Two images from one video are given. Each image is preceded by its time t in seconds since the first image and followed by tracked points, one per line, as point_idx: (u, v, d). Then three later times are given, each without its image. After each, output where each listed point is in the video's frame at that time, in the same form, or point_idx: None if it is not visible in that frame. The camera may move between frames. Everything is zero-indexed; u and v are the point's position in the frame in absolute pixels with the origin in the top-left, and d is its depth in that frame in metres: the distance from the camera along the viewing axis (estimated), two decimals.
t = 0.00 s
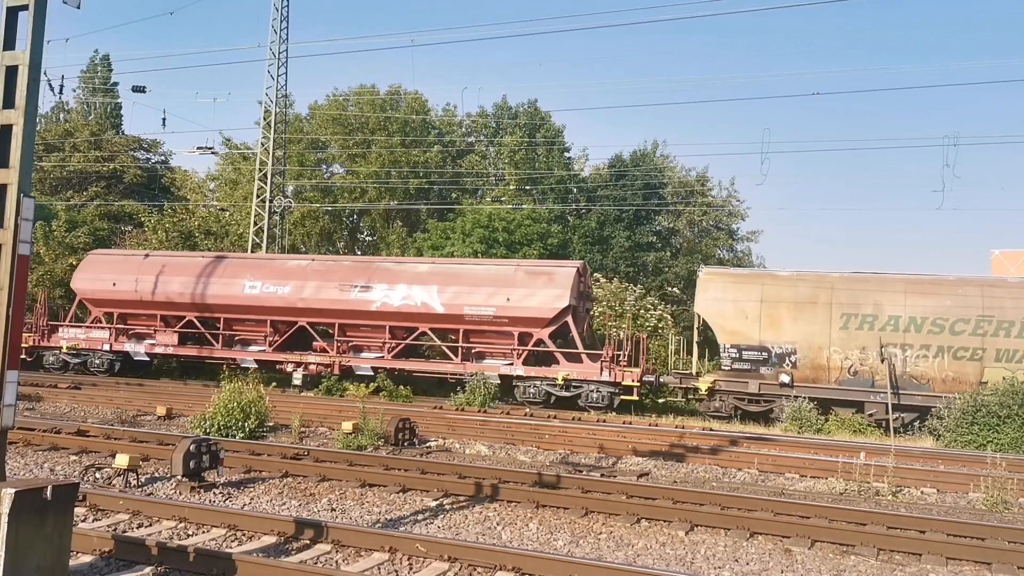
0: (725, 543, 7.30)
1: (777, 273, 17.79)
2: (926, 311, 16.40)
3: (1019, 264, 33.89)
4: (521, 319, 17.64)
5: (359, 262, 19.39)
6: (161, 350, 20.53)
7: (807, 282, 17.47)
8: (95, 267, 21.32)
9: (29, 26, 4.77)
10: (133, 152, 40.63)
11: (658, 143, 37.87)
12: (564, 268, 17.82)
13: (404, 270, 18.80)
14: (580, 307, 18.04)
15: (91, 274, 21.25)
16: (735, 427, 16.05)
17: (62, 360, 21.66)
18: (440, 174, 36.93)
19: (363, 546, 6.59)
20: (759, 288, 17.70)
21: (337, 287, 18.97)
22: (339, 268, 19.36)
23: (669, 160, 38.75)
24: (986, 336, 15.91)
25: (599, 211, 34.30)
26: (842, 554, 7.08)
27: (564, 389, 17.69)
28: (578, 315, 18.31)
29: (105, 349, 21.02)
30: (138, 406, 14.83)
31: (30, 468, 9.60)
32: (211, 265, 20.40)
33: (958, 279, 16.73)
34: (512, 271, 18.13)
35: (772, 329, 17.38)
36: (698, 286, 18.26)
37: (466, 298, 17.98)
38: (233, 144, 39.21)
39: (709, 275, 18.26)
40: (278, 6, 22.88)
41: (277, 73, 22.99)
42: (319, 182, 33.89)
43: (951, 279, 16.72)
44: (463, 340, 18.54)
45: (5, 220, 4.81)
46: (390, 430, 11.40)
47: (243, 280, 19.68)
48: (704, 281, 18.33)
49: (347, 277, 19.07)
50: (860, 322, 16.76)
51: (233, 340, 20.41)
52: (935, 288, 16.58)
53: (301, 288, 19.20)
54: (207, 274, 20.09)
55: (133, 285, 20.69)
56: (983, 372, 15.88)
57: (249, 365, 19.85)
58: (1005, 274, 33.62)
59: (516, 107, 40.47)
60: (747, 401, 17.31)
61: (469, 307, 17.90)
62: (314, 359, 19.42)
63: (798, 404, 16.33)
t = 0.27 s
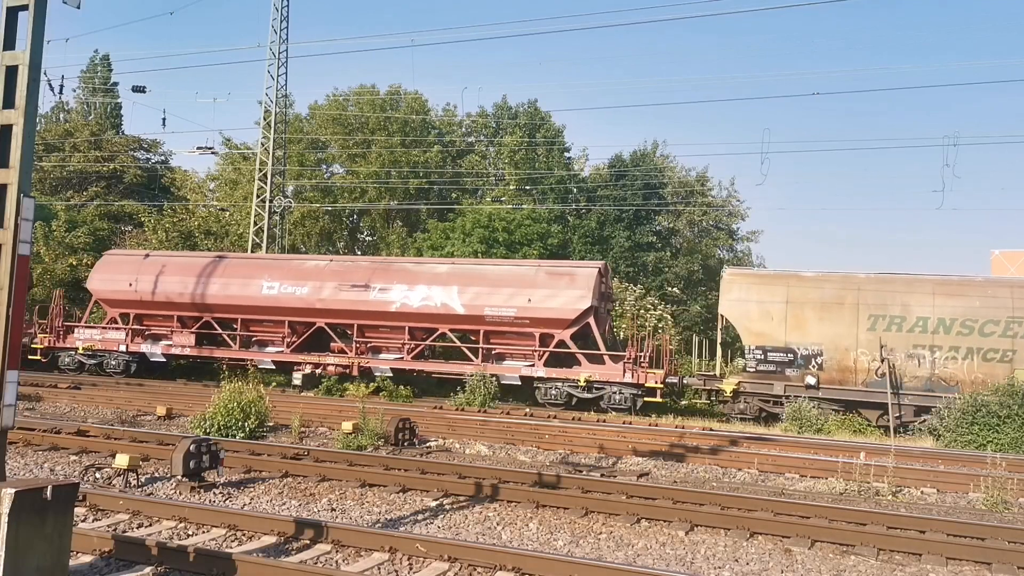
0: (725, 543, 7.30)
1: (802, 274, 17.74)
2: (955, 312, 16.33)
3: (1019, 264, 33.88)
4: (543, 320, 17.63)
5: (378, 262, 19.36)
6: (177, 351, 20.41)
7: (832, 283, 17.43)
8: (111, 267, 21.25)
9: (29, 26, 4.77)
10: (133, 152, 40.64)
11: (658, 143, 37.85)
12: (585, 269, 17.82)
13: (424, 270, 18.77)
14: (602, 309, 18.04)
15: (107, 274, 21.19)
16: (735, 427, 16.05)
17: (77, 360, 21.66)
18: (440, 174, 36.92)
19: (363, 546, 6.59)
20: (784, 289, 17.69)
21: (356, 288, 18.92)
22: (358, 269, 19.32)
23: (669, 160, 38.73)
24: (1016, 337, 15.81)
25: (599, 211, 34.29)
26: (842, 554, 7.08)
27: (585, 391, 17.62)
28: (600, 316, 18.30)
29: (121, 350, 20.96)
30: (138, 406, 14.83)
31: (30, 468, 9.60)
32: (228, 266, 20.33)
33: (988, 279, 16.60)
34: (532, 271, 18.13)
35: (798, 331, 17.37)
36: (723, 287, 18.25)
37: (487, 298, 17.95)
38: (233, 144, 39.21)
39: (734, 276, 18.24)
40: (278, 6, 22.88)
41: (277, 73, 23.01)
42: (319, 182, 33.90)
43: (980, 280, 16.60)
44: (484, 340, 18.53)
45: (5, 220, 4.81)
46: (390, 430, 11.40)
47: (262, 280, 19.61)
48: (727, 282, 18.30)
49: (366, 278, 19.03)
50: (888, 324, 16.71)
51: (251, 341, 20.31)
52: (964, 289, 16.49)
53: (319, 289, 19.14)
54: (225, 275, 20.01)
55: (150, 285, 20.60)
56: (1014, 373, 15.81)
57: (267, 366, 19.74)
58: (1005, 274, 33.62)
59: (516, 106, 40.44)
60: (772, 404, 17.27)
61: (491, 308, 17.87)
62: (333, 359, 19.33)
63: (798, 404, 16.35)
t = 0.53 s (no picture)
0: (725, 543, 7.30)
1: (827, 274, 17.47)
2: (984, 313, 16.09)
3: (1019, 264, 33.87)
4: (563, 321, 17.58)
5: (396, 263, 19.32)
6: (193, 352, 20.33)
7: (858, 283, 17.20)
8: (127, 268, 21.22)
9: (29, 26, 4.77)
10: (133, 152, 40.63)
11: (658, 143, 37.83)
12: (606, 270, 17.78)
13: (443, 271, 18.74)
14: (623, 309, 17.98)
15: (123, 274, 21.14)
16: (735, 427, 16.04)
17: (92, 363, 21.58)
18: (440, 174, 36.90)
19: (363, 546, 6.59)
20: (809, 289, 17.45)
21: (375, 288, 18.87)
22: (376, 270, 19.28)
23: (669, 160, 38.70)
24: None
25: (599, 211, 34.28)
26: (842, 554, 7.08)
27: (607, 393, 17.59)
28: (621, 317, 18.24)
29: (138, 350, 20.90)
30: (138, 406, 14.83)
31: (30, 468, 9.60)
32: (245, 266, 20.29)
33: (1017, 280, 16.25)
34: (553, 272, 18.08)
35: (824, 332, 17.15)
36: (746, 287, 17.97)
37: (507, 299, 17.90)
38: (233, 144, 39.21)
39: (757, 276, 17.96)
40: (278, 6, 22.89)
41: (276, 73, 23.03)
42: (319, 182, 33.91)
43: (1010, 279, 16.28)
44: (504, 342, 18.47)
45: (5, 220, 4.81)
46: (390, 430, 11.41)
47: (280, 281, 19.56)
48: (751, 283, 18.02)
49: (385, 278, 18.98)
50: (915, 325, 16.50)
51: (268, 342, 20.28)
52: (992, 289, 16.21)
53: (338, 289, 19.08)
54: (242, 275, 19.96)
55: (167, 286, 20.53)
56: None
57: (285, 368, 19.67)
58: (1005, 274, 33.61)
59: (516, 106, 40.41)
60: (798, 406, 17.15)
61: (512, 308, 17.81)
62: (351, 361, 19.24)
63: (798, 404, 16.35)
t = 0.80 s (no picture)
0: (725, 543, 7.30)
1: (852, 275, 17.35)
2: (1012, 314, 16.03)
3: (1019, 264, 33.87)
4: (584, 322, 17.47)
5: (413, 263, 19.19)
6: (210, 352, 20.30)
7: (884, 284, 17.06)
8: (142, 269, 21.16)
9: (29, 26, 4.77)
10: (133, 152, 40.63)
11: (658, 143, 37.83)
12: (627, 270, 17.64)
13: (461, 271, 18.61)
14: (644, 310, 17.93)
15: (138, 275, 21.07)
16: (735, 427, 16.04)
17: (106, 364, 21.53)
18: (440, 174, 36.89)
19: (363, 546, 6.59)
20: (834, 290, 17.30)
21: (392, 289, 18.76)
22: (393, 270, 19.15)
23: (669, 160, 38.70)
24: None
25: (599, 211, 34.25)
26: (842, 554, 7.08)
27: (628, 394, 17.53)
28: (642, 317, 18.15)
29: (154, 351, 20.89)
30: (138, 406, 14.83)
31: (30, 468, 9.60)
32: (261, 267, 20.18)
33: None
34: (574, 272, 17.96)
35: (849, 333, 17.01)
36: (770, 288, 17.87)
37: (527, 300, 17.79)
38: (233, 144, 39.20)
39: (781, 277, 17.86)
40: (278, 6, 22.89)
41: (277, 73, 22.99)
42: (319, 182, 33.93)
43: None
44: (523, 343, 18.38)
45: (5, 220, 4.81)
46: (390, 430, 11.41)
47: (297, 282, 19.45)
48: (775, 284, 17.91)
49: (403, 279, 18.87)
50: (942, 326, 16.38)
51: (284, 343, 20.23)
52: (1019, 289, 16.17)
53: (355, 290, 18.97)
54: (259, 276, 19.85)
55: (182, 286, 20.46)
56: None
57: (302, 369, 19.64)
58: (1005, 274, 33.61)
59: (516, 106, 40.39)
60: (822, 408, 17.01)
61: (532, 309, 17.70)
62: (369, 362, 19.19)
63: (798, 404, 16.35)
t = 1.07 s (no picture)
0: (725, 543, 7.30)
1: (876, 275, 17.36)
2: None
3: (1019, 264, 33.89)
4: (604, 323, 17.32)
5: (431, 264, 19.03)
6: (226, 354, 20.20)
7: (908, 284, 17.08)
8: (157, 269, 21.05)
9: (29, 26, 4.77)
10: (133, 152, 40.63)
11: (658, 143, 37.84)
12: (648, 270, 17.48)
13: (479, 272, 18.46)
14: (666, 311, 17.75)
15: (153, 275, 20.96)
16: (735, 427, 16.04)
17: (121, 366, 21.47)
18: (440, 174, 36.88)
19: (363, 546, 6.59)
20: (859, 291, 17.33)
21: (410, 290, 18.62)
22: (411, 271, 18.99)
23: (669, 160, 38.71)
24: None
25: (599, 211, 34.23)
26: (842, 554, 7.08)
27: (649, 396, 17.35)
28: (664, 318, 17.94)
29: (169, 352, 20.75)
30: (138, 406, 14.83)
31: (30, 468, 9.60)
32: (277, 267, 20.05)
33: None
34: (594, 273, 17.82)
35: (874, 334, 17.12)
36: (792, 289, 17.80)
37: (547, 300, 17.64)
38: (234, 144, 39.20)
39: (804, 277, 17.78)
40: (278, 6, 22.92)
41: (277, 73, 23.07)
42: (319, 182, 33.95)
43: None
44: (543, 344, 18.23)
45: (5, 220, 4.81)
46: (390, 430, 11.40)
47: (313, 282, 19.32)
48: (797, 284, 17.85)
49: (421, 279, 18.73)
50: (969, 328, 16.50)
51: (300, 343, 20.15)
52: None
53: (373, 291, 18.84)
54: (275, 276, 19.72)
55: (197, 287, 20.35)
56: None
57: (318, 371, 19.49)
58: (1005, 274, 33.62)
59: (516, 106, 40.38)
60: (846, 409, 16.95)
61: (551, 310, 17.55)
62: (386, 363, 19.04)
63: (798, 404, 16.34)
